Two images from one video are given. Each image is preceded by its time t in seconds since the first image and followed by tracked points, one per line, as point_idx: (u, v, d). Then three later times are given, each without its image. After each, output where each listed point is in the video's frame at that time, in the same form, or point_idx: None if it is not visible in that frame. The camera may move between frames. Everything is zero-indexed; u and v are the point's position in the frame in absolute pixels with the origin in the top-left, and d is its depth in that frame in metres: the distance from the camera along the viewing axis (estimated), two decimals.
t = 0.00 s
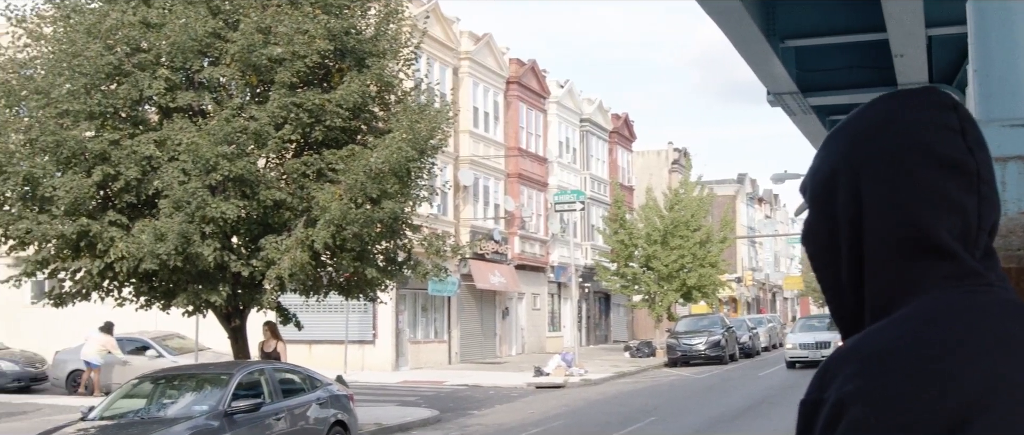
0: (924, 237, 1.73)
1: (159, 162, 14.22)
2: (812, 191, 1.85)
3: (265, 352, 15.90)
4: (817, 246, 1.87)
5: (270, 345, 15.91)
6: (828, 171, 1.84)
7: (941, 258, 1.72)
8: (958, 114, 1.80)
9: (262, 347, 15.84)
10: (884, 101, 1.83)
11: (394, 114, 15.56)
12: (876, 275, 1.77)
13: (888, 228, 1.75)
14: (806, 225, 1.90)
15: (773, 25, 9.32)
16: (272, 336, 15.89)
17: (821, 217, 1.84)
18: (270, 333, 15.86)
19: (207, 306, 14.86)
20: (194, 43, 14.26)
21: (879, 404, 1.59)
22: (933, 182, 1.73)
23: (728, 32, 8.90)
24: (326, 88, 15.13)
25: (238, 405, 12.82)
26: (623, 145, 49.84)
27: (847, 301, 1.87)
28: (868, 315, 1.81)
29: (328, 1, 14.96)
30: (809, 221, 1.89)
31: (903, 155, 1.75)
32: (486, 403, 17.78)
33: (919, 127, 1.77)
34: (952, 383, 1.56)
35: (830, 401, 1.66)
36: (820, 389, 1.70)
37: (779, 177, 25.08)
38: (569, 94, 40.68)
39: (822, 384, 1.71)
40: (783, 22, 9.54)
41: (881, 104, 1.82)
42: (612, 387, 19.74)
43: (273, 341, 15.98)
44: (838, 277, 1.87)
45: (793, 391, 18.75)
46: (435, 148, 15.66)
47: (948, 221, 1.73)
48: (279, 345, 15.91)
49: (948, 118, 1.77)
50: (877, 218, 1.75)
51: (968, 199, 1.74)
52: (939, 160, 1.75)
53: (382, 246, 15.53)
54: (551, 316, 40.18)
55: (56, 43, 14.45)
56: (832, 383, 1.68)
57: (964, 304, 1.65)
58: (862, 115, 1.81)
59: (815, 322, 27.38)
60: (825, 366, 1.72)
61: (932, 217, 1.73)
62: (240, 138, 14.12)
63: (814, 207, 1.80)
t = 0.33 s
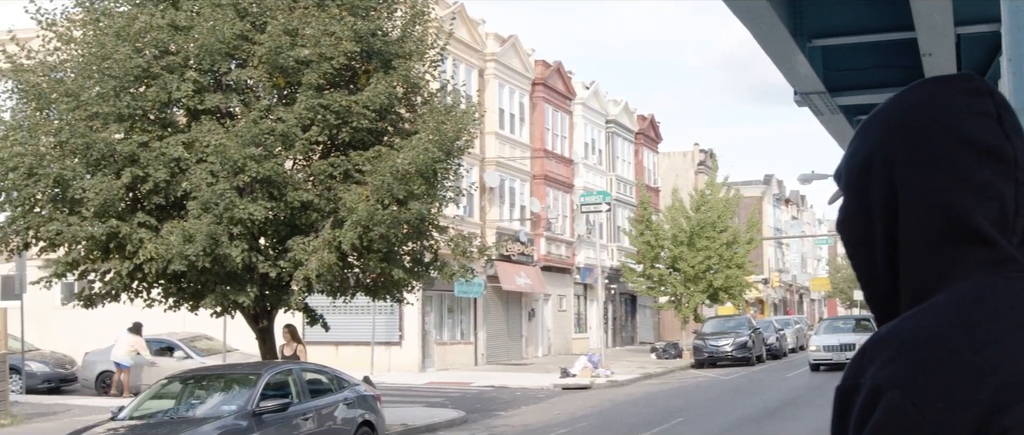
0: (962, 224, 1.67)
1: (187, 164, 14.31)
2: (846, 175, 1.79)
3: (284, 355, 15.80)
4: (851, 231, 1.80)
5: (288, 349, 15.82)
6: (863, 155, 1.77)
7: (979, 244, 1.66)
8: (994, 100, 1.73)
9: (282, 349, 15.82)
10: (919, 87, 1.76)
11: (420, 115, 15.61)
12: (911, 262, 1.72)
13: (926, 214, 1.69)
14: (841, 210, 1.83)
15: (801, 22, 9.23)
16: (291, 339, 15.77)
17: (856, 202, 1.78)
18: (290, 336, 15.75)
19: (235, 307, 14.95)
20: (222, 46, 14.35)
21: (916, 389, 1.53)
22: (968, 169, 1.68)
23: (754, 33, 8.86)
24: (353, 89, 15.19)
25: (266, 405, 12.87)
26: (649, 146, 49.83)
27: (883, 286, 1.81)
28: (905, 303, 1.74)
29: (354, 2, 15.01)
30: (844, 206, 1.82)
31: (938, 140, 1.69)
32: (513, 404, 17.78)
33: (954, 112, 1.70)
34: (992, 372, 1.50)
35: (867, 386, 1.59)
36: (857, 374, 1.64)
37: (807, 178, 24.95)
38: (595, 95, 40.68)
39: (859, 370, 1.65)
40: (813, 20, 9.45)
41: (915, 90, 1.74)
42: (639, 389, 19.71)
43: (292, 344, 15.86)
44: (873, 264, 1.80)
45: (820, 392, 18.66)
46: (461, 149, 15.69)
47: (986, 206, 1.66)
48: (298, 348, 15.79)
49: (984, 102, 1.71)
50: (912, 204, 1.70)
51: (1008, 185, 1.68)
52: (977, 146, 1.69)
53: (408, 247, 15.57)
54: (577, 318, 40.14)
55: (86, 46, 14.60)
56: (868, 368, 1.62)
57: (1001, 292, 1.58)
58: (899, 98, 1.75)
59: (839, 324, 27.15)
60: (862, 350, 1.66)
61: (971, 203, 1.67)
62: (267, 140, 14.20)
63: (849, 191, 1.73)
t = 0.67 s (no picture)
0: (997, 205, 1.66)
1: (213, 163, 14.39)
2: (881, 162, 1.77)
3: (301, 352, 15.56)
4: (884, 217, 1.78)
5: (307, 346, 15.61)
6: (896, 142, 1.76)
7: (1013, 226, 1.65)
8: None
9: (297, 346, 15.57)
10: (953, 73, 1.75)
11: (445, 114, 15.65)
12: (946, 242, 1.70)
13: (960, 196, 1.68)
14: (874, 196, 1.81)
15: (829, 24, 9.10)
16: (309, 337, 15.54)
17: (890, 189, 1.76)
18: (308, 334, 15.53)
19: (261, 305, 15.04)
20: (247, 44, 14.41)
21: (960, 367, 1.50)
22: (1004, 151, 1.67)
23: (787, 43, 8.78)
24: (377, 88, 15.23)
25: (293, 402, 12.88)
26: (673, 144, 49.69)
27: (917, 268, 1.79)
28: (940, 283, 1.73)
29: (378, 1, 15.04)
30: (876, 191, 1.81)
31: (972, 123, 1.69)
32: (538, 402, 17.78)
33: (988, 96, 1.70)
34: None
35: (903, 368, 1.56)
36: (892, 356, 1.61)
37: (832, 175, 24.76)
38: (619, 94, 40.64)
39: (894, 352, 1.62)
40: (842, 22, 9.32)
41: (948, 75, 1.74)
42: (664, 387, 19.65)
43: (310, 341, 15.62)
44: (907, 247, 1.79)
45: (847, 390, 18.55)
46: (485, 146, 15.70)
47: (1019, 188, 1.66)
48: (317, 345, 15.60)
49: (1019, 85, 1.70)
50: (948, 187, 1.69)
51: None
52: (1011, 128, 1.68)
53: (433, 245, 15.60)
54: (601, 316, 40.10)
55: (113, 46, 14.71)
56: (903, 350, 1.59)
57: None
58: (933, 82, 1.74)
59: (861, 323, 26.92)
60: (898, 333, 1.64)
61: (1005, 185, 1.66)
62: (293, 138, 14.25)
63: (885, 178, 1.72)
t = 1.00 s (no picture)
0: None
1: (238, 162, 14.44)
2: (913, 146, 1.52)
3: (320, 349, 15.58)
4: (917, 204, 1.53)
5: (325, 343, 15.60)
6: (930, 125, 1.51)
7: None
8: None
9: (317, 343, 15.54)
10: (993, 54, 1.50)
11: (469, 112, 15.71)
12: (983, 229, 1.45)
13: (999, 172, 1.41)
14: (907, 186, 1.56)
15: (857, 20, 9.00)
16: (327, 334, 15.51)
17: (920, 171, 1.51)
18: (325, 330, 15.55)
19: (287, 303, 15.10)
20: (273, 44, 14.47)
21: (993, 347, 1.25)
22: None
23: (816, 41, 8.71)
24: (401, 87, 15.27)
25: (318, 400, 12.91)
26: (698, 143, 49.64)
27: (955, 249, 1.53)
28: (977, 269, 1.48)
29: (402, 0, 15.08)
30: (909, 179, 1.55)
31: (1011, 97, 1.42)
32: (562, 401, 17.75)
33: None
34: None
35: (941, 351, 1.31)
36: (930, 339, 1.36)
37: (857, 175, 24.55)
38: (642, 93, 40.63)
39: (932, 337, 1.36)
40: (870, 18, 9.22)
41: (989, 57, 1.50)
42: (689, 386, 19.59)
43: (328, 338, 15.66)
44: (942, 232, 1.54)
45: (872, 390, 18.45)
46: (510, 145, 15.74)
47: None
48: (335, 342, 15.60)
49: None
50: (988, 164, 1.42)
51: None
52: None
53: (457, 244, 15.65)
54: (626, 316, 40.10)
55: (140, 46, 14.83)
56: (943, 331, 1.33)
57: None
58: (974, 64, 1.49)
59: (884, 323, 26.68)
60: (934, 318, 1.38)
61: None
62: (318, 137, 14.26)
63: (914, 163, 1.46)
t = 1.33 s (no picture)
0: None
1: (259, 162, 14.49)
2: (946, 131, 1.38)
3: (333, 348, 15.76)
4: (948, 194, 1.38)
5: (337, 342, 15.79)
6: (965, 109, 1.36)
7: None
8: None
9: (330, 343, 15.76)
10: None
11: (490, 112, 15.74)
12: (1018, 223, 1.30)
13: None
14: (937, 171, 1.42)
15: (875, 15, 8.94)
16: (340, 332, 15.71)
17: (953, 159, 1.36)
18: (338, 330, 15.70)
19: (307, 303, 15.13)
20: (294, 44, 14.51)
21: None
22: None
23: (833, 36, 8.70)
24: (421, 87, 15.30)
25: (339, 399, 12.93)
26: (718, 144, 49.58)
27: (988, 244, 1.39)
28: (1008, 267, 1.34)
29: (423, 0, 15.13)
30: (939, 164, 1.41)
31: None
32: (582, 402, 17.72)
33: None
34: None
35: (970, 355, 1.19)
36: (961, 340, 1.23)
37: (877, 175, 24.38)
38: (662, 94, 40.62)
39: (960, 336, 1.25)
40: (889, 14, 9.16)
41: None
42: (709, 387, 19.51)
43: (341, 337, 15.85)
44: (973, 222, 1.39)
45: (895, 391, 18.30)
46: (530, 145, 15.74)
47: None
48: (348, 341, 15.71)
49: None
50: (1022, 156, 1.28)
51: None
52: None
53: (478, 244, 15.66)
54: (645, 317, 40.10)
55: (162, 46, 14.92)
56: (974, 329, 1.21)
57: None
58: (1004, 50, 1.35)
59: (901, 325, 26.54)
60: (963, 311, 1.27)
61: None
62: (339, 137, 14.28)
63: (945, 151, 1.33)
